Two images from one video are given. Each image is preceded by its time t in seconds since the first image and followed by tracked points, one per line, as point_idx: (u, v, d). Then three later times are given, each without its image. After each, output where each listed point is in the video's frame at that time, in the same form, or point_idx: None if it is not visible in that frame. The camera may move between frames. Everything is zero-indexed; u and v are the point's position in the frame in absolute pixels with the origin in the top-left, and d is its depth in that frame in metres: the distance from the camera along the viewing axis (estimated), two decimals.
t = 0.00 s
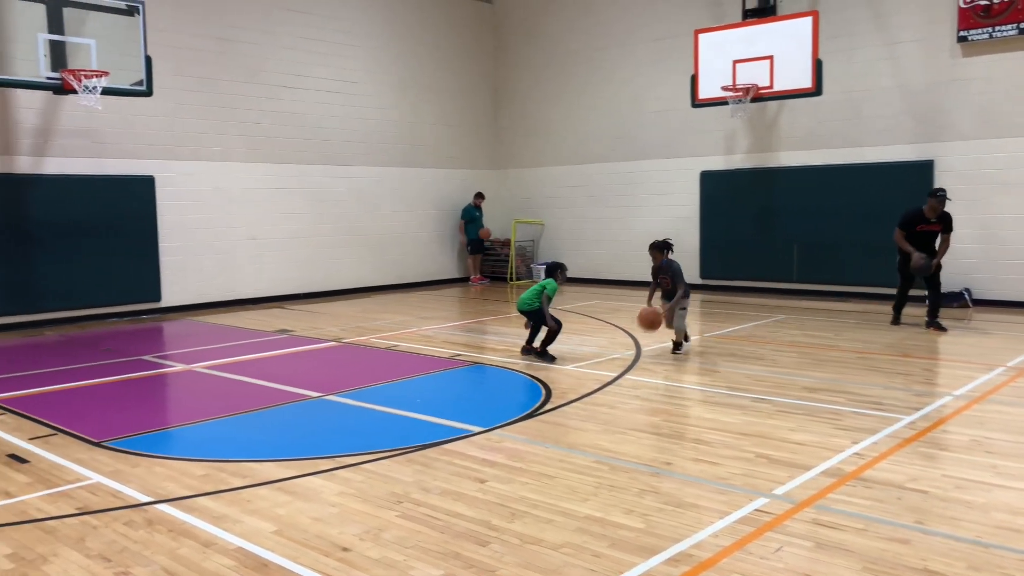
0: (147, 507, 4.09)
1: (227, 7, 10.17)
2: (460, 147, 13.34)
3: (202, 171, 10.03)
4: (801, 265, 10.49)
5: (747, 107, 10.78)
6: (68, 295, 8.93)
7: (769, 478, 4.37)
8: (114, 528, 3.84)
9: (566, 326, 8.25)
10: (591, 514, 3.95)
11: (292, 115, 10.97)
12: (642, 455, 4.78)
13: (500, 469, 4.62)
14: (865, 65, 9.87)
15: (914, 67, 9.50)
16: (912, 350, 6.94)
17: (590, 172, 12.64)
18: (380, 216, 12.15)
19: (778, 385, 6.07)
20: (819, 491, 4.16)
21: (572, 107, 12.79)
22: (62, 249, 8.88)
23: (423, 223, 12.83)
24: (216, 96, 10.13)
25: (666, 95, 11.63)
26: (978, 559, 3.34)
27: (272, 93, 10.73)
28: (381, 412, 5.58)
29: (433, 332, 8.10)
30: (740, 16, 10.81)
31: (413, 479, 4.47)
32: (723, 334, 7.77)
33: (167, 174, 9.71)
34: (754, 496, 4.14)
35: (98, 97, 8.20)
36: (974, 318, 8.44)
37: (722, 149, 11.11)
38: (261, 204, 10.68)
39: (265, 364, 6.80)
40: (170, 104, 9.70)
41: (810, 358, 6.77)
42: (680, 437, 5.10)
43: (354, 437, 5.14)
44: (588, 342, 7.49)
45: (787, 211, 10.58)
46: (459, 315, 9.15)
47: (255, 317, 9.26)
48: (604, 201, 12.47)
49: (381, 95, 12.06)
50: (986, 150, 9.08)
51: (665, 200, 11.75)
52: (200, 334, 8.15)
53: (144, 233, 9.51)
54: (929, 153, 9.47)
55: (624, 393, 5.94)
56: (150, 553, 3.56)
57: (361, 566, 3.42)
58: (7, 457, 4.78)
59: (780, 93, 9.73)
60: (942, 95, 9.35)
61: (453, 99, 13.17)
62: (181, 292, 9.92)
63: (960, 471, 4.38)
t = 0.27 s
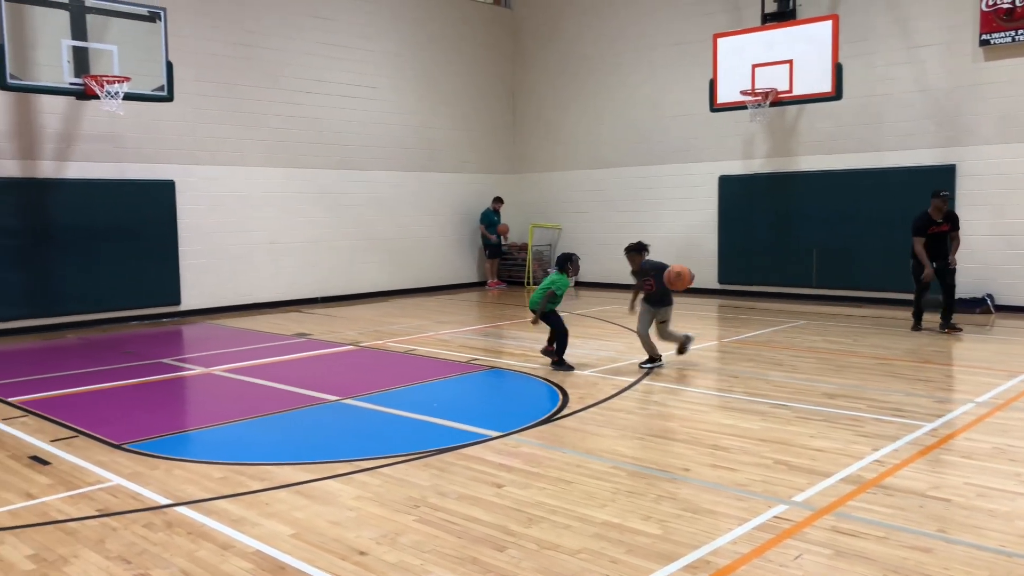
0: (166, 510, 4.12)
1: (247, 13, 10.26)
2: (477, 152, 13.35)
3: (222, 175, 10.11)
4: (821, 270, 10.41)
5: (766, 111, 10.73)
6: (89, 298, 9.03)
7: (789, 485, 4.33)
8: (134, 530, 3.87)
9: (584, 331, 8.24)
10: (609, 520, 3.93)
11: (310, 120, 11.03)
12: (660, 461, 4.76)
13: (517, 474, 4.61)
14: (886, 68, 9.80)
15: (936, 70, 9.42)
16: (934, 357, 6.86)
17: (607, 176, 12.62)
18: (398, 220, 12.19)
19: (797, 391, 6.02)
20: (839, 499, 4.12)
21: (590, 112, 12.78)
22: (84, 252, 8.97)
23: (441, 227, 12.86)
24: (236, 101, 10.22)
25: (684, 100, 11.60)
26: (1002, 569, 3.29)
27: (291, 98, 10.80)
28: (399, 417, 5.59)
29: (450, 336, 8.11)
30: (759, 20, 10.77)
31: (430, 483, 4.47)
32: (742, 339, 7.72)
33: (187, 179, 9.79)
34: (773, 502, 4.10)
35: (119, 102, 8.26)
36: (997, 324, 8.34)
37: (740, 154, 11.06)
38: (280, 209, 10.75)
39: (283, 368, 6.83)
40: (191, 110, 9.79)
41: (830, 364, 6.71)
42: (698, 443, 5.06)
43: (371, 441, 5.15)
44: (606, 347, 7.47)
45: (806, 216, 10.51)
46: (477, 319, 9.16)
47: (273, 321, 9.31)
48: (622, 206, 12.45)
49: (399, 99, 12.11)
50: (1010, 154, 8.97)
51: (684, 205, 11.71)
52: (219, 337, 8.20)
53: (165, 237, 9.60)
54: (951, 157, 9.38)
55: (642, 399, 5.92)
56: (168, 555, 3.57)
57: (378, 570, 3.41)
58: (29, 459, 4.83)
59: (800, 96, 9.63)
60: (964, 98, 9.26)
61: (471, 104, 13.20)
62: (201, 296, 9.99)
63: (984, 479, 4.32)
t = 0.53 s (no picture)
0: (182, 512, 4.13)
1: (263, 17, 10.33)
2: (492, 156, 13.37)
3: (238, 179, 10.17)
4: (837, 274, 10.35)
5: (782, 115, 10.68)
6: (106, 301, 9.10)
7: (805, 490, 4.30)
8: (150, 531, 3.88)
9: (598, 335, 8.22)
10: (624, 524, 3.91)
11: (326, 124, 11.08)
12: (675, 466, 4.73)
13: (532, 478, 4.59)
14: (902, 71, 9.74)
15: (954, 73, 9.35)
16: (952, 362, 6.79)
17: (621, 180, 12.60)
18: (413, 224, 12.22)
19: (814, 396, 5.98)
20: (856, 504, 4.08)
21: (604, 115, 12.76)
22: (101, 255, 9.05)
23: (455, 230, 12.87)
24: (252, 106, 10.28)
25: (699, 103, 11.57)
26: None
27: (306, 102, 10.86)
28: (414, 420, 5.59)
29: (464, 339, 8.11)
30: (774, 23, 10.73)
31: (444, 487, 4.47)
32: (757, 343, 7.68)
33: (203, 182, 9.86)
34: (789, 508, 4.07)
35: (136, 106, 8.29)
36: (1017, 329, 8.25)
37: (756, 157, 11.02)
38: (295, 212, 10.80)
39: (298, 371, 6.86)
40: (208, 114, 9.86)
41: (846, 368, 6.66)
42: (713, 447, 5.04)
43: (385, 444, 5.15)
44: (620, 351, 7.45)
45: (822, 220, 10.45)
46: (491, 323, 9.16)
47: (289, 323, 9.35)
48: (637, 209, 12.42)
49: (414, 103, 12.14)
50: None
51: (698, 209, 11.68)
52: (234, 340, 8.24)
53: (182, 240, 9.67)
54: (969, 161, 9.30)
55: (657, 403, 5.89)
56: (185, 557, 3.59)
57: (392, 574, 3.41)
58: (47, 460, 4.86)
59: (815, 101, 9.64)
60: (983, 101, 9.18)
61: (485, 108, 13.22)
62: (216, 298, 10.05)
63: (1004, 486, 4.27)
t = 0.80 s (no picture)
0: (202, 513, 4.16)
1: (282, 22, 10.41)
2: (509, 159, 13.38)
3: (256, 183, 10.25)
4: (855, 278, 10.29)
5: (800, 118, 10.64)
6: (126, 303, 9.19)
7: (823, 495, 4.27)
8: (170, 532, 3.92)
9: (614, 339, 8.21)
10: (641, 529, 3.90)
11: (343, 128, 11.13)
12: (692, 470, 4.71)
13: (548, 481, 4.59)
14: (921, 73, 9.68)
15: (974, 76, 9.28)
16: (972, 366, 6.73)
17: (637, 183, 12.59)
18: (429, 227, 12.26)
19: (832, 400, 5.95)
20: (875, 509, 4.05)
21: (620, 118, 12.75)
22: (122, 258, 9.14)
23: (472, 233, 12.90)
24: (270, 110, 10.35)
25: (716, 106, 11.55)
26: None
27: (324, 106, 10.92)
28: (431, 422, 5.60)
29: (480, 342, 8.12)
30: (792, 26, 10.70)
31: (461, 489, 4.47)
32: (774, 347, 7.65)
33: (222, 186, 9.94)
34: (807, 513, 4.05)
35: (156, 110, 8.36)
36: None
37: (774, 160, 10.98)
38: (313, 215, 10.86)
39: (315, 373, 6.89)
40: (226, 118, 9.94)
41: (864, 373, 6.62)
42: (731, 452, 5.02)
43: (402, 446, 5.17)
44: (637, 355, 7.44)
45: (840, 223, 10.40)
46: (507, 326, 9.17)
47: (306, 326, 9.40)
48: (653, 212, 12.41)
49: (430, 107, 12.18)
50: None
51: (715, 212, 11.65)
52: (251, 342, 8.29)
53: (200, 243, 9.74)
54: (990, 163, 9.23)
55: (674, 407, 5.88)
56: (204, 558, 3.61)
57: None
58: (69, 461, 4.92)
59: (833, 103, 9.51)
60: (1003, 103, 9.10)
61: (502, 111, 13.23)
62: (234, 301, 10.12)
63: None
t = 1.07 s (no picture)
0: (230, 512, 4.20)
1: (309, 26, 10.49)
2: (533, 161, 13.38)
3: (283, 185, 10.34)
4: (883, 280, 10.18)
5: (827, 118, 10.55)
6: (154, 304, 9.30)
7: (852, 500, 4.22)
8: (199, 531, 3.95)
9: (639, 341, 8.18)
10: (667, 532, 3.88)
11: (369, 130, 11.20)
12: (719, 473, 4.68)
13: (574, 483, 4.58)
14: (952, 73, 9.55)
15: (1007, 75, 9.14)
16: (1005, 370, 6.63)
17: (662, 184, 12.54)
18: (453, 229, 12.29)
19: (860, 404, 5.88)
20: (906, 515, 4.00)
21: (645, 120, 12.71)
22: (150, 260, 9.26)
23: (496, 235, 12.91)
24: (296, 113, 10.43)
25: (742, 107, 11.49)
26: None
27: (350, 109, 10.99)
28: (456, 424, 5.61)
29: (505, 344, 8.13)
30: (820, 26, 10.61)
31: (486, 491, 4.47)
32: (802, 350, 7.58)
33: (249, 189, 10.03)
34: (836, 517, 4.00)
35: (184, 114, 8.44)
36: None
37: (801, 161, 10.89)
38: (338, 217, 10.93)
39: (340, 374, 6.93)
40: (254, 121, 10.04)
41: (893, 376, 6.54)
42: (758, 455, 4.98)
43: (427, 448, 5.18)
44: (662, 357, 7.41)
45: (869, 225, 10.29)
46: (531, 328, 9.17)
47: (332, 327, 9.46)
48: (678, 213, 12.36)
49: (455, 110, 12.21)
50: None
51: (740, 214, 11.59)
52: (277, 343, 8.35)
53: (227, 245, 9.84)
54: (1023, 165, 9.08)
55: (700, 410, 5.85)
56: (232, 557, 3.64)
57: None
58: (100, 459, 4.98)
59: (862, 104, 9.38)
60: None
61: (526, 113, 13.23)
62: (261, 302, 10.21)
63: None
